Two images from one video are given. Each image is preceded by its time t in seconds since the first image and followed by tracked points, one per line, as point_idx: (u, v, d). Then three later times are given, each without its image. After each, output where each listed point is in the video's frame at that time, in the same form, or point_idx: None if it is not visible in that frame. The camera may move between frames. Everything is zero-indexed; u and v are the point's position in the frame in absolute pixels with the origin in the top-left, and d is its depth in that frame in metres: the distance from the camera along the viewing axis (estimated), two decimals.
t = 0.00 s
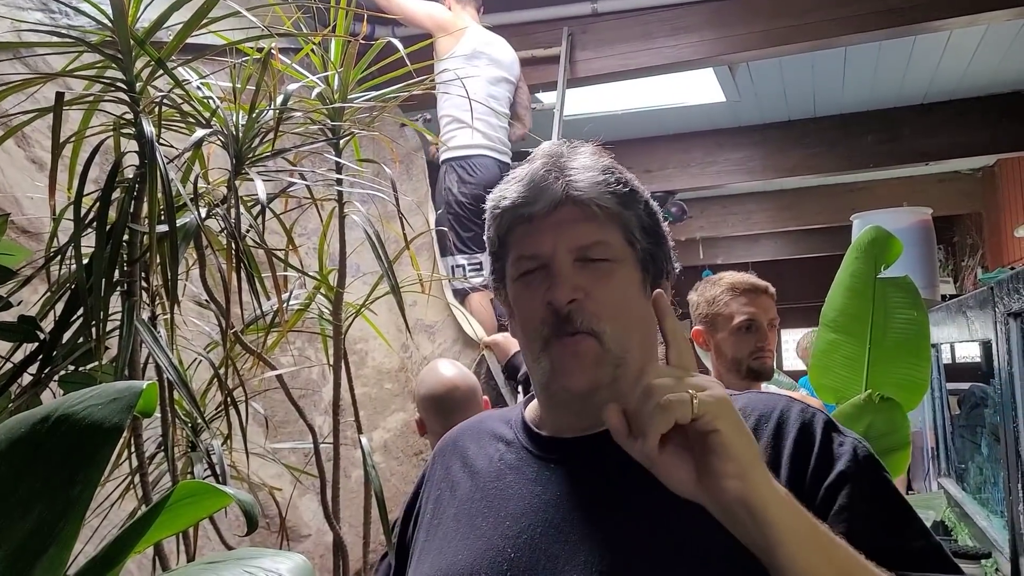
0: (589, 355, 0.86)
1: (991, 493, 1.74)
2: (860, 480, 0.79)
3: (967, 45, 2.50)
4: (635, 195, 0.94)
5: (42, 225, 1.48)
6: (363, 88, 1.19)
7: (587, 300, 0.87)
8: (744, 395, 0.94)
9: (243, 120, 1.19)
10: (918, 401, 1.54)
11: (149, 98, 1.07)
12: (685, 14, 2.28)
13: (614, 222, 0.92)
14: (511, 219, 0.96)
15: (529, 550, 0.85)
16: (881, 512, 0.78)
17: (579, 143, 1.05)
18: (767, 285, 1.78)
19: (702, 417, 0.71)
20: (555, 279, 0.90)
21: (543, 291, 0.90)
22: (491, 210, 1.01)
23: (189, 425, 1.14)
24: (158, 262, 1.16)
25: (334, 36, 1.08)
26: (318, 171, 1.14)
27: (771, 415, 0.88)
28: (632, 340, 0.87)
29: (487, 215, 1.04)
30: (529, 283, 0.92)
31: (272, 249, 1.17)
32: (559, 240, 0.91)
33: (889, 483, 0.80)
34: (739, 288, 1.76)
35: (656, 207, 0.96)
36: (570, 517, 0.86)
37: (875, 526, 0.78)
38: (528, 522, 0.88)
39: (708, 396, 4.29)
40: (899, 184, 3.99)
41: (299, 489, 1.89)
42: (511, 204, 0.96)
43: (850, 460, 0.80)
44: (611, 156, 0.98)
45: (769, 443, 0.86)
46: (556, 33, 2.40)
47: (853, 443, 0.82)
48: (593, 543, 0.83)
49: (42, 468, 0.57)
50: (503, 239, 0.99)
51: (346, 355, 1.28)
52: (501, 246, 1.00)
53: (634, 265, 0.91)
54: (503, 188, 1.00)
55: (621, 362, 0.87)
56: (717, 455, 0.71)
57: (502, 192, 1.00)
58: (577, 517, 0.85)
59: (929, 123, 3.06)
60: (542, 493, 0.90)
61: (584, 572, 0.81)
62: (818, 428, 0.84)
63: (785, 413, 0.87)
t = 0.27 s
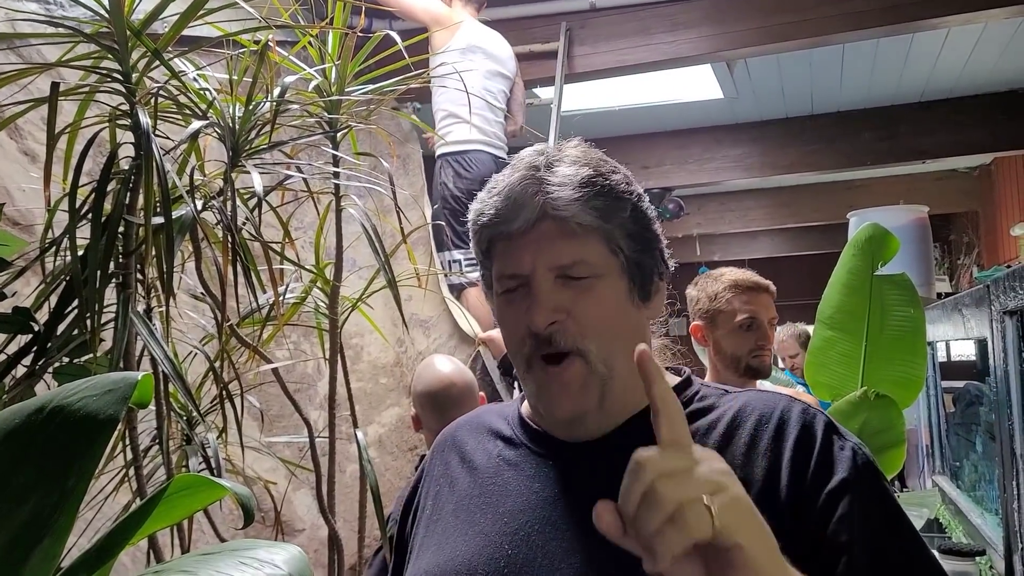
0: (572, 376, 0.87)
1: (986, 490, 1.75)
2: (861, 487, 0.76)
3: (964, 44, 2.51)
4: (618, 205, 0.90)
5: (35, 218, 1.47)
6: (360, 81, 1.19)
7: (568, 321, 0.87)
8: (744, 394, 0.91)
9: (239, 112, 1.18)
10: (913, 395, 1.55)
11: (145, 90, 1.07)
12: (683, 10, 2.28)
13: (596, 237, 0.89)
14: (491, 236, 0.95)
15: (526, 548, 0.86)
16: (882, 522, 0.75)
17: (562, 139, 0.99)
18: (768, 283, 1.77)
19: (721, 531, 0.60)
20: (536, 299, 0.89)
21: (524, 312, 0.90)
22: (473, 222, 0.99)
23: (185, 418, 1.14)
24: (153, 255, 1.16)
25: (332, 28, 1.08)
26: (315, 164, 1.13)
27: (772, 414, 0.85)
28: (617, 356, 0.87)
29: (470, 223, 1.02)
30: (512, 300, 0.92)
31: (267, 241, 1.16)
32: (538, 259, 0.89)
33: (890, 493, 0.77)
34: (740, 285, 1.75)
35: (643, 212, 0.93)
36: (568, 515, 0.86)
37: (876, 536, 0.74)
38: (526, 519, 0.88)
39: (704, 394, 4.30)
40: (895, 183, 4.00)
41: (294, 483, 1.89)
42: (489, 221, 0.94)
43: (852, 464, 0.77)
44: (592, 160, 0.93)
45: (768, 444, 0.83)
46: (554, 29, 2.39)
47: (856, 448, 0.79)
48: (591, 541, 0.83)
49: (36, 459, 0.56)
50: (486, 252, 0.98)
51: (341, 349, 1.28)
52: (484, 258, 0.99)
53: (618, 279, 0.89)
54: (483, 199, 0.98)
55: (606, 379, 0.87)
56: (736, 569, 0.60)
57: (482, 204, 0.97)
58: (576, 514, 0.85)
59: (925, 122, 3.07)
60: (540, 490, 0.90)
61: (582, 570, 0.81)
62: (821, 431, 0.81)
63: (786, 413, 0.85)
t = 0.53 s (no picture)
0: (568, 375, 0.87)
1: (984, 490, 1.75)
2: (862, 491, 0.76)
3: (962, 43, 2.51)
4: (622, 203, 0.89)
5: (32, 216, 1.46)
6: (359, 79, 1.19)
7: (568, 321, 0.86)
8: (744, 394, 0.90)
9: (237, 110, 1.18)
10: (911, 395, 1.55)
11: (143, 87, 1.06)
12: (682, 9, 2.28)
13: (598, 235, 0.88)
14: (491, 231, 0.94)
15: (521, 554, 0.86)
16: (884, 526, 0.75)
17: (566, 133, 0.98)
18: (770, 284, 1.77)
19: (723, 514, 0.63)
20: (536, 297, 0.88)
21: (522, 309, 0.89)
22: (472, 216, 0.98)
23: (182, 418, 1.14)
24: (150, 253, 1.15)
25: (330, 26, 1.08)
26: (313, 162, 1.13)
27: (772, 416, 0.84)
28: (618, 351, 0.88)
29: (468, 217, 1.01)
30: (510, 297, 0.91)
31: (265, 240, 1.16)
32: (538, 257, 0.88)
33: (892, 496, 0.77)
34: (742, 285, 1.75)
35: (646, 209, 0.92)
36: (563, 520, 0.85)
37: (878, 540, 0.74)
38: (520, 524, 0.88)
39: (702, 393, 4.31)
40: (893, 183, 4.00)
41: (292, 483, 1.88)
42: (490, 215, 0.93)
43: (854, 470, 0.77)
44: (597, 155, 0.91)
45: (769, 447, 0.82)
46: (553, 27, 2.39)
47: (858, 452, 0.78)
48: (586, 548, 0.83)
49: (32, 458, 0.56)
50: (484, 247, 0.97)
51: (340, 348, 1.28)
52: (483, 253, 0.98)
53: (619, 277, 0.89)
54: (483, 192, 0.96)
55: (604, 376, 0.87)
56: (732, 552, 0.64)
57: (482, 198, 0.96)
58: (570, 520, 0.85)
59: (924, 122, 3.07)
60: (534, 494, 0.89)
61: None
62: (821, 434, 0.80)
63: (787, 417, 0.83)
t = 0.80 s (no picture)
0: (568, 370, 0.87)
1: (981, 489, 1.75)
2: (861, 496, 0.76)
3: (960, 42, 2.51)
4: (625, 198, 0.90)
5: (29, 215, 1.46)
6: (356, 78, 1.18)
7: (568, 316, 0.87)
8: (740, 393, 0.90)
9: (234, 109, 1.17)
10: (908, 394, 1.56)
11: (140, 85, 1.06)
12: (680, 7, 2.28)
13: (600, 230, 0.89)
14: (491, 222, 0.94)
15: (516, 556, 0.85)
16: (884, 531, 0.75)
17: (570, 126, 0.98)
18: (769, 283, 1.77)
19: None
20: (536, 290, 0.89)
21: (523, 302, 0.89)
22: (473, 205, 0.98)
23: (179, 417, 1.14)
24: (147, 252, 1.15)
25: (327, 24, 1.08)
26: (310, 161, 1.13)
27: (769, 417, 0.84)
28: (618, 354, 0.88)
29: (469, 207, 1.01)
30: (510, 290, 0.92)
31: (262, 239, 1.16)
32: (540, 250, 0.89)
33: (890, 499, 0.77)
34: (741, 284, 1.75)
35: (649, 206, 0.92)
36: (558, 521, 0.85)
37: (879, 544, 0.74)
38: (515, 527, 0.88)
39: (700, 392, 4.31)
40: (891, 182, 4.01)
41: (289, 481, 1.88)
42: (492, 205, 0.93)
43: (853, 474, 0.77)
44: (602, 150, 0.92)
45: (767, 448, 0.82)
46: (551, 26, 2.40)
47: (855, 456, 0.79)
48: (581, 550, 0.82)
49: (29, 457, 0.56)
50: (485, 238, 0.97)
51: (337, 347, 1.27)
52: (483, 244, 0.98)
53: (619, 275, 0.89)
54: (485, 181, 0.96)
55: (605, 380, 0.87)
56: None
57: (485, 187, 0.96)
58: (565, 522, 0.85)
59: (922, 121, 3.08)
60: (529, 496, 0.89)
61: None
62: (819, 436, 0.80)
63: (784, 417, 0.83)
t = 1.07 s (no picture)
0: (573, 346, 0.87)
1: (974, 483, 1.76)
2: (859, 492, 0.77)
3: (955, 37, 2.52)
4: (625, 178, 0.91)
5: (19, 205, 1.45)
6: (348, 68, 1.18)
7: (570, 293, 0.87)
8: (738, 387, 0.89)
9: (226, 98, 1.16)
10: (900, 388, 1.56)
11: (130, 74, 1.05)
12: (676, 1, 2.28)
13: (601, 208, 0.90)
14: (492, 203, 0.95)
15: (513, 547, 0.85)
16: (881, 527, 0.76)
17: (567, 117, 1.01)
18: (763, 277, 1.77)
19: None
20: (538, 268, 0.89)
21: (525, 281, 0.90)
22: (473, 190, 0.99)
23: (171, 409, 1.13)
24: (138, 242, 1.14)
25: (320, 13, 1.07)
26: (303, 151, 1.12)
27: (768, 410, 0.83)
28: (618, 330, 0.88)
29: (468, 194, 1.02)
30: (512, 269, 0.92)
31: (255, 230, 1.15)
32: (542, 227, 0.90)
33: (887, 495, 0.77)
34: (735, 278, 1.75)
35: (648, 189, 0.94)
36: (557, 512, 0.84)
37: (877, 541, 0.75)
38: (511, 517, 0.87)
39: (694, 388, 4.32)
40: (886, 178, 4.02)
41: (281, 475, 1.88)
42: (493, 186, 0.94)
43: (853, 470, 0.77)
44: (599, 134, 0.94)
45: (767, 441, 0.81)
46: (545, 18, 2.41)
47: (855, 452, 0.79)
48: (577, 541, 0.82)
49: (17, 448, 0.55)
50: (485, 221, 0.98)
51: (330, 340, 1.27)
52: (483, 228, 0.98)
53: (620, 253, 0.90)
54: (486, 166, 0.98)
55: (606, 354, 0.87)
56: None
57: (486, 170, 0.97)
58: (562, 513, 0.84)
59: (916, 116, 3.09)
60: (526, 487, 0.88)
61: (566, 569, 0.80)
62: (818, 430, 0.80)
63: (784, 409, 0.83)
